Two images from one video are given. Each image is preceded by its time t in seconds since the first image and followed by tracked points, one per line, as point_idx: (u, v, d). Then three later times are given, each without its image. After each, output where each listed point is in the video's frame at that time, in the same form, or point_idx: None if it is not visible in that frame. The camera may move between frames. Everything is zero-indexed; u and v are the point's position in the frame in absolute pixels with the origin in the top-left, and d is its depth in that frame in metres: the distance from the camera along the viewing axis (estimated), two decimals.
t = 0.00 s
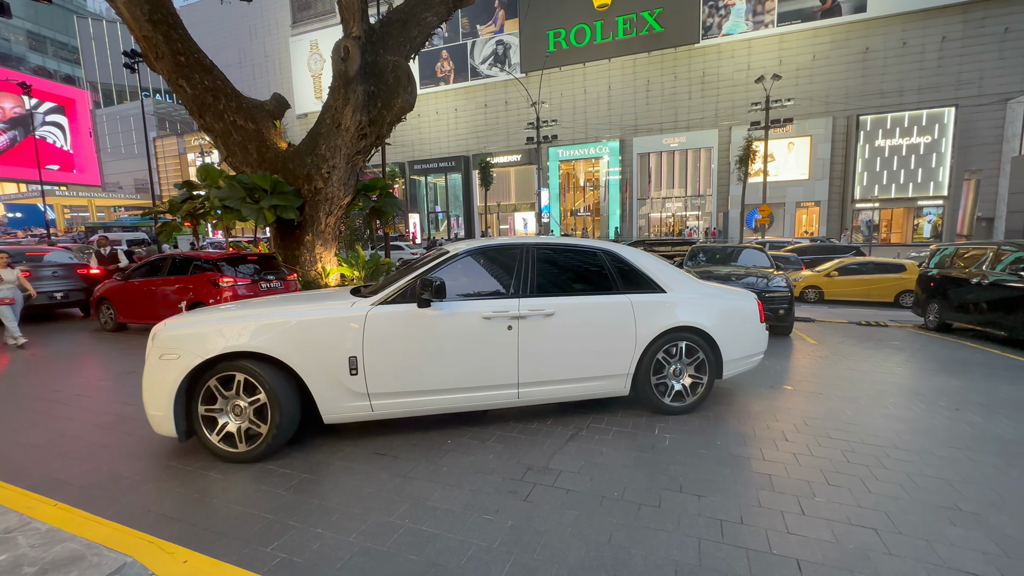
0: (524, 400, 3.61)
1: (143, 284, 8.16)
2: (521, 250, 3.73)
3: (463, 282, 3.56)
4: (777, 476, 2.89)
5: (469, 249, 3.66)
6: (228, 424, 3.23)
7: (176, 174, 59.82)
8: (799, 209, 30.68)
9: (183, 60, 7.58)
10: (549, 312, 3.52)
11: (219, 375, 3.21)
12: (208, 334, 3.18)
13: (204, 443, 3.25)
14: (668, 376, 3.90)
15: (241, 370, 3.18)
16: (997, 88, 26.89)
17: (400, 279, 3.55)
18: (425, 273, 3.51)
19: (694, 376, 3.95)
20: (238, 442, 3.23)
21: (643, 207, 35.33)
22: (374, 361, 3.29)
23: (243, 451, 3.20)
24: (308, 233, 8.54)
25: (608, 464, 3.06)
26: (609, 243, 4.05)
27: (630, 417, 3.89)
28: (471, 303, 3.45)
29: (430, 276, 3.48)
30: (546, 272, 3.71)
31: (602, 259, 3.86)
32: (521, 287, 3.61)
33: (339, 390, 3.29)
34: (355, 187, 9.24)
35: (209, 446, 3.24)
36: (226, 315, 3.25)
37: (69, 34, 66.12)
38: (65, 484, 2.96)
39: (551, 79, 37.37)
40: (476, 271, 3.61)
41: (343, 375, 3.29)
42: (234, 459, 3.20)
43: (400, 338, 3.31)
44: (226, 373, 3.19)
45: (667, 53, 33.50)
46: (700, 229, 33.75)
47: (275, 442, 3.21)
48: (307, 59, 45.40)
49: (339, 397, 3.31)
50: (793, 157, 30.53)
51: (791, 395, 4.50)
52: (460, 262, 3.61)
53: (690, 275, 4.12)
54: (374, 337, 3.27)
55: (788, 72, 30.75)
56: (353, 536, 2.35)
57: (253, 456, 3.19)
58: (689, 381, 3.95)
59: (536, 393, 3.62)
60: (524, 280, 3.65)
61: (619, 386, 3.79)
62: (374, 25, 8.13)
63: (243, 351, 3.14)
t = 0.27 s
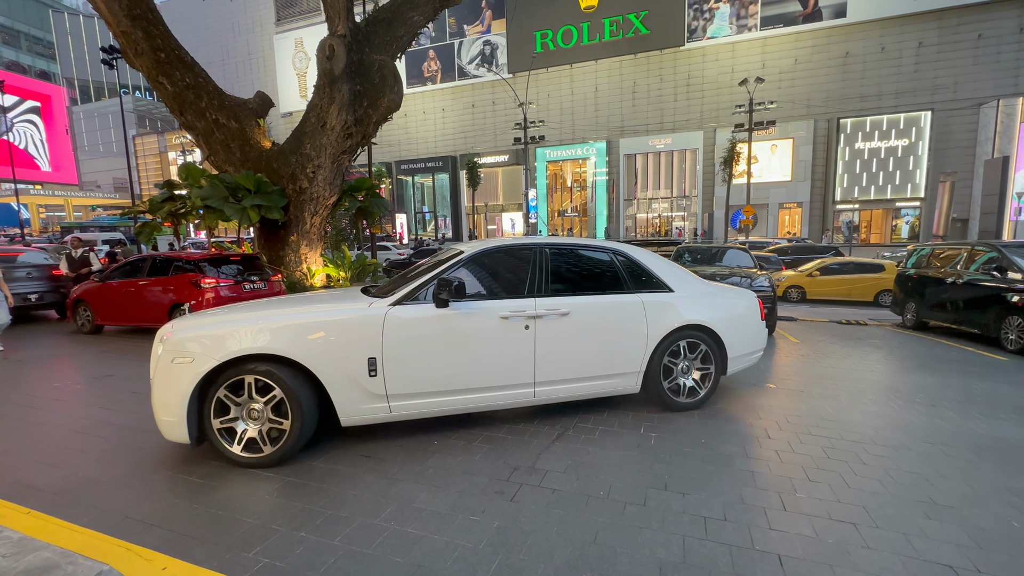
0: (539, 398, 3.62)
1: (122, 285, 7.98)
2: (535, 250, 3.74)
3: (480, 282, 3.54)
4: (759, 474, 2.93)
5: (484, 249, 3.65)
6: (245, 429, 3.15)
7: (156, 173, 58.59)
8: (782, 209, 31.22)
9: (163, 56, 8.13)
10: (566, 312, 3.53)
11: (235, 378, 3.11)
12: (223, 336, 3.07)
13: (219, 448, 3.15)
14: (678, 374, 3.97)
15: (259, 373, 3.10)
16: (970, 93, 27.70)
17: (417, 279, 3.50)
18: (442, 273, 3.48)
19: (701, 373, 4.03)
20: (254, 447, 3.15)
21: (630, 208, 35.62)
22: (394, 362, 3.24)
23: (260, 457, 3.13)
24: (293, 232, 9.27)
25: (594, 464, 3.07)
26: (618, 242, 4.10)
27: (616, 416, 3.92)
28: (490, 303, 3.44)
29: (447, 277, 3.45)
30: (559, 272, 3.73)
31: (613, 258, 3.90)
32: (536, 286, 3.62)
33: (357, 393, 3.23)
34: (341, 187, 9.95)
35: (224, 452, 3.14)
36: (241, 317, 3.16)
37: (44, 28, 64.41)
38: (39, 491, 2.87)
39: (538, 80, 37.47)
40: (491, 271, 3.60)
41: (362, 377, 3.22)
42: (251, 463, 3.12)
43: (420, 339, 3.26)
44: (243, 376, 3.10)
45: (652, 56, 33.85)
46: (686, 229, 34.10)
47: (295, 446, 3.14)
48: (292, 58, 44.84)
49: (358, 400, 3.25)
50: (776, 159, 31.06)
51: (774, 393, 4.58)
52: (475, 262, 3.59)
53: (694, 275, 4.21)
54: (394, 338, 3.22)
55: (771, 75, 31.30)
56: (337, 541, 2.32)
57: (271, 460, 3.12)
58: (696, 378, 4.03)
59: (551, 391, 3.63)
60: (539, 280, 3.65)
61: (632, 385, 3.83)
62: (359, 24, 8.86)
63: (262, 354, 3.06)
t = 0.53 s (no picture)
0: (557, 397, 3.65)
1: (100, 287, 7.78)
2: (552, 250, 3.79)
3: (499, 282, 3.56)
4: (742, 471, 2.97)
5: (502, 249, 3.68)
6: (268, 433, 3.07)
7: (135, 172, 57.25)
8: (765, 210, 31.72)
9: (143, 55, 8.53)
10: (584, 310, 3.59)
11: (258, 381, 3.03)
12: (246, 337, 2.99)
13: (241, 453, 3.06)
14: (687, 370, 4.07)
15: (284, 375, 3.03)
16: (945, 97, 28.47)
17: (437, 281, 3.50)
18: (461, 274, 3.49)
19: (709, 370, 4.14)
20: (277, 450, 3.08)
21: (617, 208, 35.84)
22: (419, 362, 3.23)
23: (285, 459, 3.07)
24: (277, 232, 9.98)
25: (580, 464, 3.08)
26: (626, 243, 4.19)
27: (601, 416, 3.94)
28: (511, 303, 3.47)
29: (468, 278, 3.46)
30: (574, 271, 3.78)
31: (624, 258, 3.98)
32: (554, 286, 3.67)
33: (382, 393, 3.20)
34: (325, 186, 10.64)
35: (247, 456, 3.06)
36: (263, 317, 3.10)
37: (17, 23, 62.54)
38: (8, 500, 2.79)
39: (525, 80, 37.48)
40: (510, 272, 3.63)
41: (386, 377, 3.19)
42: (276, 467, 3.05)
43: (445, 339, 3.26)
44: (266, 377, 3.03)
45: (638, 58, 34.17)
46: (672, 230, 34.43)
47: (319, 448, 3.10)
48: (276, 56, 44.22)
49: (383, 401, 3.22)
50: (759, 161, 31.53)
51: (759, 391, 4.63)
52: (494, 262, 3.62)
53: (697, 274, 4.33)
54: (419, 337, 3.21)
55: (753, 78, 31.81)
56: (321, 545, 2.30)
57: (296, 462, 3.07)
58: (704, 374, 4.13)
59: (570, 390, 3.67)
60: (556, 280, 3.69)
61: (645, 381, 3.90)
62: (344, 24, 9.49)
63: (288, 354, 3.00)
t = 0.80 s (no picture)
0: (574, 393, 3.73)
1: (73, 289, 7.56)
2: (567, 251, 3.86)
3: (518, 282, 3.62)
4: (723, 468, 3.01)
5: (520, 249, 3.73)
6: (296, 435, 3.04)
7: (111, 172, 55.78)
8: (746, 212, 32.25)
9: (118, 51, 8.36)
10: (600, 309, 3.69)
11: (287, 382, 2.98)
12: (275, 337, 2.94)
13: (266, 456, 3.00)
14: (693, 366, 4.21)
15: (313, 376, 2.99)
16: (918, 102, 29.33)
17: (457, 281, 3.53)
18: (482, 273, 3.53)
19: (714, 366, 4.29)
20: (304, 452, 3.05)
21: (602, 210, 36.07)
22: (444, 362, 3.25)
23: (313, 461, 3.04)
24: (258, 233, 9.91)
25: (563, 464, 3.09)
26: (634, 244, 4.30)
27: (584, 416, 3.96)
28: (531, 302, 3.53)
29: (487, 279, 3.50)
30: (587, 272, 3.87)
31: (634, 259, 4.09)
32: (570, 286, 3.75)
33: (407, 393, 3.21)
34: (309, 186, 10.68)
35: (272, 459, 3.00)
36: (289, 318, 3.05)
37: None
38: None
39: (510, 81, 37.55)
40: (528, 272, 3.68)
41: (412, 376, 3.20)
42: (303, 469, 3.02)
43: (469, 338, 3.29)
44: (294, 378, 2.98)
45: (622, 61, 34.51)
46: (656, 231, 34.78)
47: (348, 448, 3.09)
48: (258, 55, 43.56)
49: (408, 401, 3.22)
50: (741, 163, 32.07)
51: (740, 389, 4.72)
52: (512, 263, 3.67)
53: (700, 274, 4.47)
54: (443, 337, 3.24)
55: (735, 82, 32.37)
56: (301, 550, 2.27)
57: (324, 464, 3.05)
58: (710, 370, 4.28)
59: (585, 386, 3.75)
60: (571, 281, 3.77)
61: (654, 377, 4.03)
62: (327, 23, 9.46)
63: (319, 354, 2.96)
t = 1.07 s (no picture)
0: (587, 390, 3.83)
1: (41, 293, 7.30)
2: (577, 252, 3.98)
3: (534, 282, 3.70)
4: (702, 467, 3.05)
5: (533, 251, 3.82)
6: (324, 436, 3.01)
7: (83, 172, 54.05)
8: (727, 214, 32.83)
9: (88, 47, 8.15)
10: (611, 308, 3.81)
11: (315, 383, 2.96)
12: (303, 337, 2.91)
13: (293, 459, 2.96)
14: (696, 363, 4.37)
15: (341, 377, 2.98)
16: (890, 108, 30.24)
17: (473, 282, 3.59)
18: (501, 274, 3.60)
19: (715, 362, 4.47)
20: (331, 453, 3.04)
21: (586, 211, 36.30)
22: (467, 360, 3.30)
23: (340, 462, 3.02)
24: (237, 236, 9.77)
25: (545, 465, 3.09)
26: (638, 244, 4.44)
27: (565, 417, 3.97)
28: (547, 302, 3.62)
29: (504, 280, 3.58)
30: (598, 273, 3.98)
31: (639, 260, 4.23)
32: (582, 286, 3.86)
33: (432, 393, 3.23)
34: (290, 187, 10.64)
35: (299, 462, 2.97)
36: (317, 318, 3.05)
37: None
38: None
39: (495, 83, 37.60)
40: (543, 273, 3.76)
41: (435, 376, 3.23)
42: (330, 471, 3.00)
43: (491, 337, 3.36)
44: (323, 379, 2.96)
45: (605, 64, 34.85)
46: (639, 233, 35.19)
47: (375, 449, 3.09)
48: (237, 53, 42.75)
49: (432, 401, 3.25)
50: (722, 165, 32.62)
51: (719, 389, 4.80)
52: (528, 264, 3.74)
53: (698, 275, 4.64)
54: (466, 336, 3.29)
55: (715, 86, 32.97)
56: (277, 558, 2.23)
57: (351, 465, 3.04)
58: (711, 366, 4.45)
59: (598, 383, 3.86)
60: (584, 281, 3.87)
61: (660, 374, 4.16)
62: (307, 21, 9.34)
63: (349, 355, 2.96)
